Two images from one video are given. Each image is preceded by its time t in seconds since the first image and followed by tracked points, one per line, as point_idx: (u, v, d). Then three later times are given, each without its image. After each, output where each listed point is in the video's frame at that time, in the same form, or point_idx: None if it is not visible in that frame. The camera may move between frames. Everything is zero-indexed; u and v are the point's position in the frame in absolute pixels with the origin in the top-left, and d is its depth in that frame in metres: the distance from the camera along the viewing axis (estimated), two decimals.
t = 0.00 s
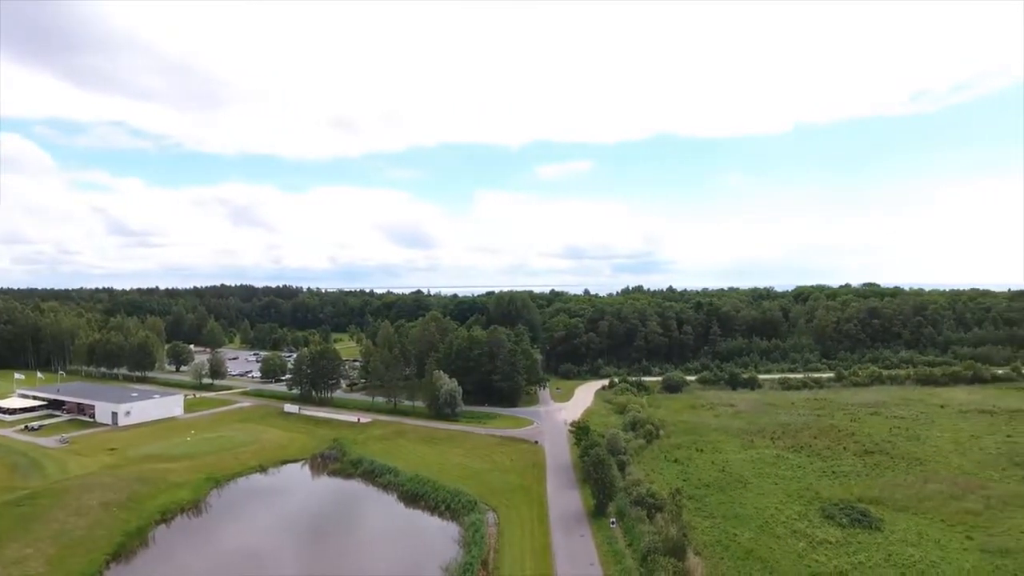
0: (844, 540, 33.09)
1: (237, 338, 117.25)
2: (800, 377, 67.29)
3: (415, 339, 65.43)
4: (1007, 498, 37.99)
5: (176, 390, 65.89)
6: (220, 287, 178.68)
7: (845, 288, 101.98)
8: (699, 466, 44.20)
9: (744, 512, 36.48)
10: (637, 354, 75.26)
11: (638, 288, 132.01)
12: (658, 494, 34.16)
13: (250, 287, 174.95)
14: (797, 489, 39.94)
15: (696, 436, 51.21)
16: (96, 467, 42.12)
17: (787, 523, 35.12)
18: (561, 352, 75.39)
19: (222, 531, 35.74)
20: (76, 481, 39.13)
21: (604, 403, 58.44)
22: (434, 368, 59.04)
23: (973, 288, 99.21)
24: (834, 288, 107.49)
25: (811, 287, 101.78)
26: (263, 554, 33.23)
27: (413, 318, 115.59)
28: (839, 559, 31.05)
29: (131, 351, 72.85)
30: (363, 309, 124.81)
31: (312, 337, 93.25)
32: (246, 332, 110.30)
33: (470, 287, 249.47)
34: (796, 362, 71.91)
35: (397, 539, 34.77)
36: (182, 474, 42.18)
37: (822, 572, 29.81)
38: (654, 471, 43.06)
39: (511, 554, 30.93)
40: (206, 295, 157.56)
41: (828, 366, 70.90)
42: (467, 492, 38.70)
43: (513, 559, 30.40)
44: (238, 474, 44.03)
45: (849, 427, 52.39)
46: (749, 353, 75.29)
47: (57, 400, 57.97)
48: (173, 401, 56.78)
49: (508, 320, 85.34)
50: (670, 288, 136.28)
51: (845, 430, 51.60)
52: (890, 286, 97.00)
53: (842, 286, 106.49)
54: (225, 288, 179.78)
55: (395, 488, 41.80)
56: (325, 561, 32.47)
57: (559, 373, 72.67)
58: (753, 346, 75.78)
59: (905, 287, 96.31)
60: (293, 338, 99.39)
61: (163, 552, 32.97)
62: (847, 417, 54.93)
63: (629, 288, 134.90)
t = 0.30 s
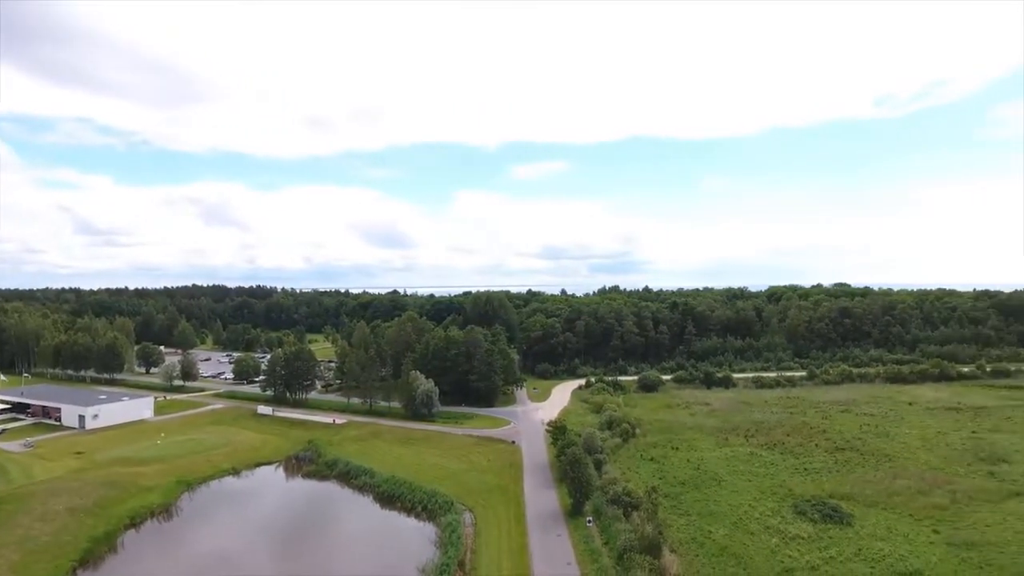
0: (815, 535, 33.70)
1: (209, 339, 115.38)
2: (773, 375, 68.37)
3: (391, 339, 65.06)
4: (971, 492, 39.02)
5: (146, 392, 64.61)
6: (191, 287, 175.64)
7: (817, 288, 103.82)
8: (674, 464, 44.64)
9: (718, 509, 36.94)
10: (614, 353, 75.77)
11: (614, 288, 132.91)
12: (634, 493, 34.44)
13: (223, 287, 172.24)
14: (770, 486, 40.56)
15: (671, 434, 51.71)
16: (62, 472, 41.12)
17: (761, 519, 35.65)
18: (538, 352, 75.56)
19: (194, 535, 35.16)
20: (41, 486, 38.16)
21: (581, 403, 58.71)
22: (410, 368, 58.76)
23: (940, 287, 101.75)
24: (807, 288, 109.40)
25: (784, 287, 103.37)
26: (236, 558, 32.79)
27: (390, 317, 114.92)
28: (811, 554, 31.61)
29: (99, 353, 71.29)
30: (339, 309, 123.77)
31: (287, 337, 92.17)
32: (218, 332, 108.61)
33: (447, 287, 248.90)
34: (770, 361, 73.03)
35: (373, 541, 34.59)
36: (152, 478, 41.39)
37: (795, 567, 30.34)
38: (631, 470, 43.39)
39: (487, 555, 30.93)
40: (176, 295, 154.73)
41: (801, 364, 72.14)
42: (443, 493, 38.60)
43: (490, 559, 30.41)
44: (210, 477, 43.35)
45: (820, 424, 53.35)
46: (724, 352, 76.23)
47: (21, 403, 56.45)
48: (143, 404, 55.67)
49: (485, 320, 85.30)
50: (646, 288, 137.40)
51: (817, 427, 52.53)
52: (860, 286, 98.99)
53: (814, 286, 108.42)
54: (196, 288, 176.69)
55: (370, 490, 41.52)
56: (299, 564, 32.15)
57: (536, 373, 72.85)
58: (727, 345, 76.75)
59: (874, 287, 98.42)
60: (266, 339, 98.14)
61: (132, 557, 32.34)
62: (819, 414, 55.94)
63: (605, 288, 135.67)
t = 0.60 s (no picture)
0: (788, 531, 34.30)
1: (179, 340, 113.31)
2: (746, 374, 69.39)
3: (367, 340, 64.63)
4: (937, 487, 40.04)
5: (114, 395, 63.21)
6: (160, 287, 172.25)
7: (789, 288, 105.67)
8: (650, 463, 45.06)
9: (693, 507, 37.38)
10: (590, 353, 76.21)
11: (590, 288, 133.68)
12: (610, 491, 34.68)
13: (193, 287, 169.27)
14: (743, 483, 41.16)
15: (647, 433, 52.18)
16: (25, 477, 40.03)
17: (734, 516, 36.16)
18: (515, 352, 75.67)
19: (165, 539, 34.50)
20: (4, 492, 37.10)
21: (557, 403, 58.94)
22: (385, 369, 58.42)
23: (907, 287, 104.30)
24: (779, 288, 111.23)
25: (757, 287, 104.91)
26: (208, 562, 32.28)
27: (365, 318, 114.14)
28: (783, 550, 32.14)
29: (64, 355, 69.58)
30: (313, 310, 122.57)
31: (259, 338, 90.98)
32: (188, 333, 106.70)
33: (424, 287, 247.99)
34: (743, 360, 74.11)
35: (348, 543, 34.31)
36: (120, 482, 40.51)
37: (767, 563, 30.82)
38: (607, 469, 43.69)
39: (464, 556, 30.87)
40: (145, 295, 151.64)
41: (773, 363, 73.34)
42: (420, 494, 38.44)
43: (466, 560, 30.36)
44: (181, 481, 42.58)
45: (792, 422, 54.31)
46: (698, 351, 77.14)
47: None
48: (111, 406, 54.47)
49: (461, 320, 85.23)
50: (622, 288, 138.44)
51: (788, 425, 53.45)
52: (831, 286, 100.98)
53: (786, 286, 110.26)
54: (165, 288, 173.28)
55: (345, 492, 41.18)
56: (273, 567, 31.76)
57: (512, 373, 72.94)
58: (702, 344, 77.65)
59: (844, 287, 100.49)
60: (239, 340, 96.74)
61: (100, 563, 31.62)
62: (791, 412, 56.95)
63: (582, 288, 136.34)
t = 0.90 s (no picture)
0: (762, 528, 34.83)
1: (150, 342, 111.18)
2: (721, 373, 70.29)
3: (343, 340, 64.13)
4: (907, 482, 40.96)
5: (82, 397, 61.81)
6: (130, 287, 168.85)
7: (763, 287, 107.33)
8: (627, 462, 45.41)
9: (669, 505, 37.77)
10: (567, 353, 76.53)
11: (568, 288, 134.28)
12: (587, 490, 34.88)
13: (164, 287, 166.17)
14: (719, 481, 41.68)
15: (624, 432, 52.56)
16: None
17: (710, 514, 36.60)
18: (492, 352, 75.68)
19: (135, 545, 33.85)
20: None
21: (535, 402, 59.08)
22: (362, 370, 58.01)
23: (877, 287, 106.54)
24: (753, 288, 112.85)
25: (732, 287, 106.28)
26: (180, 567, 31.73)
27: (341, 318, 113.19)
28: (757, 546, 32.62)
29: (30, 357, 67.85)
30: (288, 310, 121.26)
31: (233, 339, 89.72)
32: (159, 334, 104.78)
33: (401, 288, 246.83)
34: (718, 359, 75.04)
35: (324, 546, 34.02)
36: (88, 487, 39.66)
37: (742, 559, 31.27)
38: (584, 468, 43.92)
39: (442, 556, 30.79)
40: (114, 296, 148.47)
41: (747, 362, 74.40)
42: (396, 495, 38.26)
43: (443, 561, 30.30)
44: (152, 485, 41.81)
45: (765, 420, 55.16)
46: (674, 350, 77.91)
47: None
48: (79, 409, 53.28)
49: (438, 320, 85.01)
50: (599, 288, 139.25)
51: (762, 423, 54.28)
52: (804, 287, 102.75)
53: (760, 286, 111.93)
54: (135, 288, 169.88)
55: (321, 494, 40.81)
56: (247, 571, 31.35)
57: (490, 373, 72.95)
58: (678, 344, 78.43)
59: (816, 287, 102.38)
60: (211, 341, 95.29)
61: (68, 569, 30.91)
62: (764, 410, 57.84)
63: (560, 288, 136.85)
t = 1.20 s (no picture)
0: (736, 525, 35.32)
1: (118, 343, 108.87)
2: (695, 372, 71.15)
3: (317, 341, 63.50)
4: (876, 478, 41.89)
5: (46, 400, 60.23)
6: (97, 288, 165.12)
7: (736, 288, 108.96)
8: (603, 461, 45.70)
9: (645, 504, 38.11)
10: (544, 353, 76.79)
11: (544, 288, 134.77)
12: (563, 490, 35.02)
13: (133, 288, 162.74)
14: (693, 479, 42.17)
15: (600, 432, 52.89)
16: None
17: (685, 512, 37.01)
18: (469, 352, 75.61)
19: (102, 551, 33.09)
20: None
21: (512, 402, 59.15)
22: (337, 371, 57.50)
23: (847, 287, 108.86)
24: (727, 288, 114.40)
25: (707, 287, 107.67)
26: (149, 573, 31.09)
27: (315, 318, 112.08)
28: (730, 543, 33.07)
29: None
30: (261, 311, 119.73)
31: (204, 340, 88.31)
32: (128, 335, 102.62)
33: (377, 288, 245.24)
34: (693, 359, 75.96)
35: (299, 549, 33.62)
36: (53, 492, 38.67)
37: (716, 556, 31.67)
38: (560, 468, 44.09)
39: (418, 558, 30.66)
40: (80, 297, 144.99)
41: (721, 361, 75.45)
42: (372, 497, 37.99)
43: (420, 562, 30.15)
44: (119, 489, 40.91)
45: (739, 418, 55.96)
46: (650, 350, 78.62)
47: None
48: (44, 413, 51.95)
49: (414, 321, 84.68)
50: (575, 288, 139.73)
51: (736, 421, 55.07)
52: (777, 287, 104.46)
53: (734, 286, 113.53)
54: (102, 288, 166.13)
55: (295, 497, 40.33)
56: None
57: (466, 373, 72.88)
58: (654, 343, 79.17)
59: (789, 287, 104.26)
60: (182, 342, 93.66)
61: None
62: (738, 409, 58.69)
63: (537, 288, 137.13)
